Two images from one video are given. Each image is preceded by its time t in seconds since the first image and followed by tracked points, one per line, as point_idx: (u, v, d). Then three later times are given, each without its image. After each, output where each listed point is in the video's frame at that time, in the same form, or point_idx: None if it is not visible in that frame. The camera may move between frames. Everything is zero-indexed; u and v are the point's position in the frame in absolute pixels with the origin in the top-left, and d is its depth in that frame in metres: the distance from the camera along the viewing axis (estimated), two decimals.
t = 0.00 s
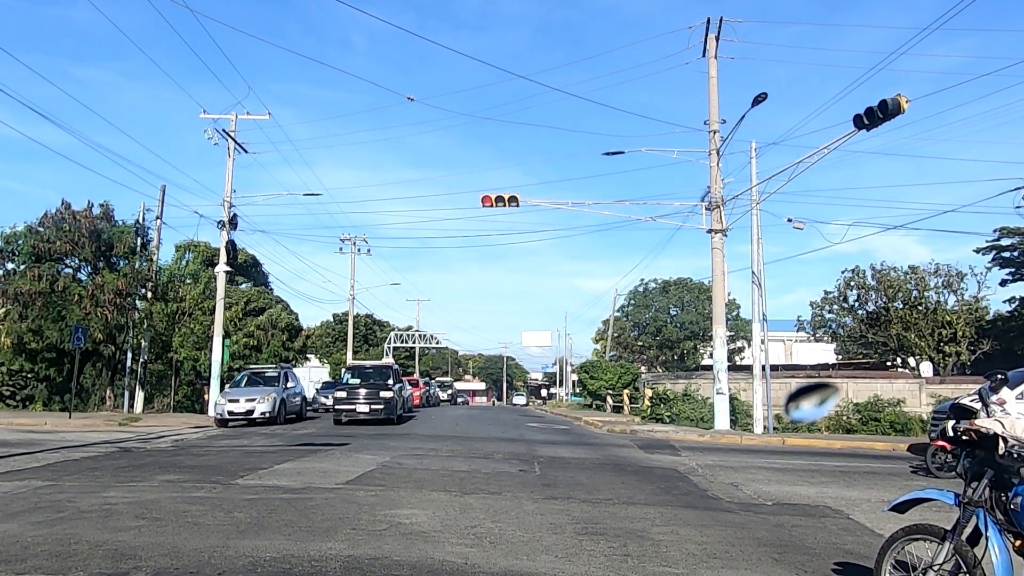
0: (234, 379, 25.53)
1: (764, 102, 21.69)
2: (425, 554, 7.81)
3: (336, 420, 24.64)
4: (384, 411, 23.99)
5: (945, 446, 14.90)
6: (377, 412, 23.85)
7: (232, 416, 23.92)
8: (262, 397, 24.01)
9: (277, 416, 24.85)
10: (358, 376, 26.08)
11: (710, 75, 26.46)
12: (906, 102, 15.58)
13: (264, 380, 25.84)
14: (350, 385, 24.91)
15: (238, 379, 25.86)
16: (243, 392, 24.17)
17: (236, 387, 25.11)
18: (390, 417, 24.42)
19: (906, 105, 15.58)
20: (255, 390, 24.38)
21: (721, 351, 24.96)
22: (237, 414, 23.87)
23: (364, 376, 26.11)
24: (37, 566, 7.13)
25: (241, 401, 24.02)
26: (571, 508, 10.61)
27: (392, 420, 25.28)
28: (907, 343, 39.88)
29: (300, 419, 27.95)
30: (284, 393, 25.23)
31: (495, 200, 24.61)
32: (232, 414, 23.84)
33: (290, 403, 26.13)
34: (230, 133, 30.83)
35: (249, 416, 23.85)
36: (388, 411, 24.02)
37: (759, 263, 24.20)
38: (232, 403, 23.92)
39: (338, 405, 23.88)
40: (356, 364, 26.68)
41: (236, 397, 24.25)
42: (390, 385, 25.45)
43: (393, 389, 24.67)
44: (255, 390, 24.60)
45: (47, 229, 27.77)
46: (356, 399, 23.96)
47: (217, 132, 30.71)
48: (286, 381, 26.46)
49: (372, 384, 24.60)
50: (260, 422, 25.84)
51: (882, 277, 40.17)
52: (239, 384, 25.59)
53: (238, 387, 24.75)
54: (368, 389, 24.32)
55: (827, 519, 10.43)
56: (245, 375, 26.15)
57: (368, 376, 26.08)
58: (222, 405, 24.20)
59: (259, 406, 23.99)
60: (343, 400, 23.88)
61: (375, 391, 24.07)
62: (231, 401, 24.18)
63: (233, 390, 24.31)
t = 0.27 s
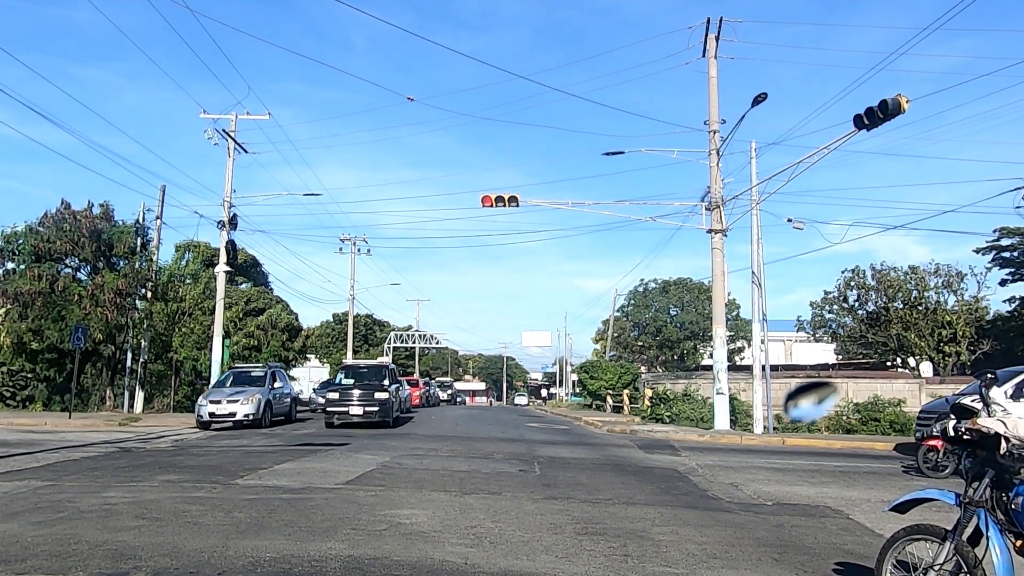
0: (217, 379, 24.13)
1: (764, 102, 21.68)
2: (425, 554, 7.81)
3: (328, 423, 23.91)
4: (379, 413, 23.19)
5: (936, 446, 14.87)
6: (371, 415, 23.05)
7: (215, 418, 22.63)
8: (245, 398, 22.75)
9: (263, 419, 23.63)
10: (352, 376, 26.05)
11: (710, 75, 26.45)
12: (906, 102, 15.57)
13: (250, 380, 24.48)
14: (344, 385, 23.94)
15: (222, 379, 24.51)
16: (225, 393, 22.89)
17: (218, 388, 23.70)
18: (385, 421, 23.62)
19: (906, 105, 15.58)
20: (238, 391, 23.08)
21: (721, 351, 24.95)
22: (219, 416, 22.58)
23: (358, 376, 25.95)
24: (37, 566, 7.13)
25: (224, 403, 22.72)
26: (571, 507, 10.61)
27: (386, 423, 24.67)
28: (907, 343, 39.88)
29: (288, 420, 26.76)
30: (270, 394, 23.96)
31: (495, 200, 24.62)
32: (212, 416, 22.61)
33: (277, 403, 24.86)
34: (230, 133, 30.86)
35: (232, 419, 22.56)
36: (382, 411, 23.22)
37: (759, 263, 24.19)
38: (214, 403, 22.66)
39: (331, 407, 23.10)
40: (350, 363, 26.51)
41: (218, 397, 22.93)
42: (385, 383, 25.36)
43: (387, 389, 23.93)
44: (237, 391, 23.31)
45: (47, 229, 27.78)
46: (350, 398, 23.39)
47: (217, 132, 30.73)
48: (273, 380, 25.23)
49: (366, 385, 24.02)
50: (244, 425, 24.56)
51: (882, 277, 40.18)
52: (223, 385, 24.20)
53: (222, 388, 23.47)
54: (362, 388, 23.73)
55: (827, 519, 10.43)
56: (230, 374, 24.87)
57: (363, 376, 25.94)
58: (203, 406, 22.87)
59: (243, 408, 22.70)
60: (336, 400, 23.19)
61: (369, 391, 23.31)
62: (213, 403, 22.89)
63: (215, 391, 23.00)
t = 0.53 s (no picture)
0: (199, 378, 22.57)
1: (764, 102, 21.66)
2: (425, 554, 7.80)
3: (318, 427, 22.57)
4: (372, 416, 21.96)
5: (933, 446, 14.87)
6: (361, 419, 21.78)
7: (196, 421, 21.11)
8: (227, 400, 21.18)
9: (246, 422, 22.08)
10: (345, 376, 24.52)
11: (710, 75, 26.45)
12: (906, 102, 15.57)
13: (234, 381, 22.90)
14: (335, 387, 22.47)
15: (204, 379, 22.93)
16: (206, 395, 21.29)
17: (199, 389, 22.09)
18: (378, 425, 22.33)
19: (906, 105, 15.57)
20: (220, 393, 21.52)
21: (721, 351, 24.94)
22: (200, 419, 21.02)
23: (353, 373, 24.60)
24: (37, 566, 7.12)
25: (204, 405, 21.11)
26: (571, 507, 10.60)
27: (380, 426, 23.36)
28: (907, 343, 39.87)
29: (276, 422, 25.24)
30: (255, 395, 22.42)
31: (495, 200, 24.61)
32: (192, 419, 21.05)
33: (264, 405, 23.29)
34: (230, 133, 30.86)
35: (213, 422, 21.01)
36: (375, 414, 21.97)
37: (759, 263, 24.18)
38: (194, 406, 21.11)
39: (320, 409, 21.81)
40: (343, 361, 25.24)
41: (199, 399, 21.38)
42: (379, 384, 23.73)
43: (381, 389, 22.67)
44: (219, 391, 21.72)
45: (47, 229, 27.79)
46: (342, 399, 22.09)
47: (217, 132, 30.74)
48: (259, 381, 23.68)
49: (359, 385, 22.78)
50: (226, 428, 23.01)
51: (882, 277, 40.18)
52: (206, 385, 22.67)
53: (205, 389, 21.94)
54: (354, 389, 22.51)
55: (827, 519, 10.43)
56: (213, 373, 23.28)
57: (357, 374, 24.61)
58: (183, 408, 21.22)
59: (226, 410, 21.12)
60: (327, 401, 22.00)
61: (362, 392, 22.04)
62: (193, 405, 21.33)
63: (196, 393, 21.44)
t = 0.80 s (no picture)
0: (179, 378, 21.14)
1: (764, 102, 21.66)
2: (425, 554, 7.81)
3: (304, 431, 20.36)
4: (363, 420, 20.03)
5: (934, 446, 14.86)
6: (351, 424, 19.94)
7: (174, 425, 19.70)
8: (209, 403, 19.83)
9: (229, 425, 20.62)
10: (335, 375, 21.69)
11: (710, 75, 26.45)
12: (906, 102, 15.57)
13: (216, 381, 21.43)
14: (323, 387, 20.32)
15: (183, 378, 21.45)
16: (185, 397, 19.92)
17: (180, 389, 20.68)
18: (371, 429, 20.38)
19: (906, 106, 15.57)
20: (200, 395, 20.11)
21: (721, 351, 24.95)
22: (178, 423, 19.63)
23: (343, 372, 21.60)
24: (37, 566, 7.14)
25: (183, 408, 19.72)
26: (571, 508, 10.61)
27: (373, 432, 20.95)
28: (907, 343, 39.88)
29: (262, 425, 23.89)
30: (238, 397, 21.04)
31: (495, 200, 24.62)
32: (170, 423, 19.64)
33: (248, 406, 21.86)
34: (230, 133, 30.85)
35: (193, 426, 19.64)
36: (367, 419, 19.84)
37: (759, 263, 24.19)
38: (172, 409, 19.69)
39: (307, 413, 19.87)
40: (332, 360, 22.03)
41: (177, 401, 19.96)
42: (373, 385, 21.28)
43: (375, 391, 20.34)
44: (199, 393, 20.29)
45: (47, 229, 27.80)
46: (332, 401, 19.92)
47: (217, 132, 30.73)
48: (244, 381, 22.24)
49: (349, 385, 20.46)
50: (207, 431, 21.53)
51: (882, 277, 40.19)
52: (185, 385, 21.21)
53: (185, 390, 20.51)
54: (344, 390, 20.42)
55: (827, 519, 10.44)
56: (194, 373, 21.77)
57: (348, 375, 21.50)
58: (160, 411, 19.83)
59: (206, 414, 19.74)
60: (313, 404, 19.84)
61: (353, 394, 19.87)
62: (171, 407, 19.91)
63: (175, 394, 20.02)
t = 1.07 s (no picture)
0: (154, 378, 19.49)
1: (764, 102, 21.66)
2: (425, 554, 7.81)
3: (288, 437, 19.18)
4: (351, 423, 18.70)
5: (936, 446, 14.84)
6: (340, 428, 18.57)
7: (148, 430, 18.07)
8: (186, 405, 18.20)
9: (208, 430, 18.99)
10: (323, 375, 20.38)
11: (710, 75, 26.45)
12: (906, 102, 15.58)
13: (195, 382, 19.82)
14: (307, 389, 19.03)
15: (159, 379, 19.77)
16: (160, 400, 18.27)
17: (156, 391, 19.09)
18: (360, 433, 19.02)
19: (906, 105, 15.58)
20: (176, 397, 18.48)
21: (721, 351, 24.95)
22: (153, 427, 17.96)
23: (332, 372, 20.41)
24: (37, 566, 7.13)
25: (158, 411, 18.08)
26: (571, 508, 10.61)
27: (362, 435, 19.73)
28: (907, 343, 39.88)
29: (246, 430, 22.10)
30: (219, 398, 19.44)
31: (495, 200, 24.62)
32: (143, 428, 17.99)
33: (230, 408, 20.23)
34: (230, 133, 30.83)
35: (170, 431, 17.99)
36: (356, 421, 18.73)
37: (759, 263, 24.18)
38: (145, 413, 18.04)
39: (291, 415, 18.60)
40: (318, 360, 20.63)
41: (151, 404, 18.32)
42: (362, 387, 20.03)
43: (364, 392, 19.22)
44: (177, 395, 18.67)
45: (47, 229, 27.82)
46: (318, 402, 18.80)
47: (217, 132, 30.74)
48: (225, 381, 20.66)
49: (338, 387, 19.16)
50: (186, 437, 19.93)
51: (882, 277, 40.19)
52: (162, 385, 19.58)
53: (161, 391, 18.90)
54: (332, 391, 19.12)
55: (828, 519, 10.43)
56: (171, 372, 20.13)
57: (338, 374, 20.32)
58: (132, 415, 18.14)
59: (184, 417, 18.08)
60: (298, 406, 18.76)
61: (340, 394, 18.80)
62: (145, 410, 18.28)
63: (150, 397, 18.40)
